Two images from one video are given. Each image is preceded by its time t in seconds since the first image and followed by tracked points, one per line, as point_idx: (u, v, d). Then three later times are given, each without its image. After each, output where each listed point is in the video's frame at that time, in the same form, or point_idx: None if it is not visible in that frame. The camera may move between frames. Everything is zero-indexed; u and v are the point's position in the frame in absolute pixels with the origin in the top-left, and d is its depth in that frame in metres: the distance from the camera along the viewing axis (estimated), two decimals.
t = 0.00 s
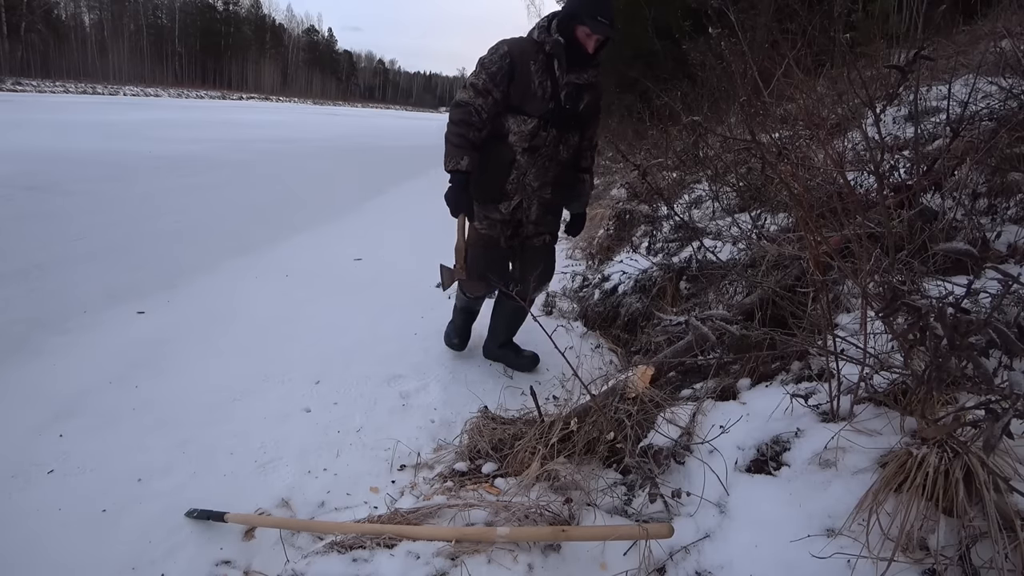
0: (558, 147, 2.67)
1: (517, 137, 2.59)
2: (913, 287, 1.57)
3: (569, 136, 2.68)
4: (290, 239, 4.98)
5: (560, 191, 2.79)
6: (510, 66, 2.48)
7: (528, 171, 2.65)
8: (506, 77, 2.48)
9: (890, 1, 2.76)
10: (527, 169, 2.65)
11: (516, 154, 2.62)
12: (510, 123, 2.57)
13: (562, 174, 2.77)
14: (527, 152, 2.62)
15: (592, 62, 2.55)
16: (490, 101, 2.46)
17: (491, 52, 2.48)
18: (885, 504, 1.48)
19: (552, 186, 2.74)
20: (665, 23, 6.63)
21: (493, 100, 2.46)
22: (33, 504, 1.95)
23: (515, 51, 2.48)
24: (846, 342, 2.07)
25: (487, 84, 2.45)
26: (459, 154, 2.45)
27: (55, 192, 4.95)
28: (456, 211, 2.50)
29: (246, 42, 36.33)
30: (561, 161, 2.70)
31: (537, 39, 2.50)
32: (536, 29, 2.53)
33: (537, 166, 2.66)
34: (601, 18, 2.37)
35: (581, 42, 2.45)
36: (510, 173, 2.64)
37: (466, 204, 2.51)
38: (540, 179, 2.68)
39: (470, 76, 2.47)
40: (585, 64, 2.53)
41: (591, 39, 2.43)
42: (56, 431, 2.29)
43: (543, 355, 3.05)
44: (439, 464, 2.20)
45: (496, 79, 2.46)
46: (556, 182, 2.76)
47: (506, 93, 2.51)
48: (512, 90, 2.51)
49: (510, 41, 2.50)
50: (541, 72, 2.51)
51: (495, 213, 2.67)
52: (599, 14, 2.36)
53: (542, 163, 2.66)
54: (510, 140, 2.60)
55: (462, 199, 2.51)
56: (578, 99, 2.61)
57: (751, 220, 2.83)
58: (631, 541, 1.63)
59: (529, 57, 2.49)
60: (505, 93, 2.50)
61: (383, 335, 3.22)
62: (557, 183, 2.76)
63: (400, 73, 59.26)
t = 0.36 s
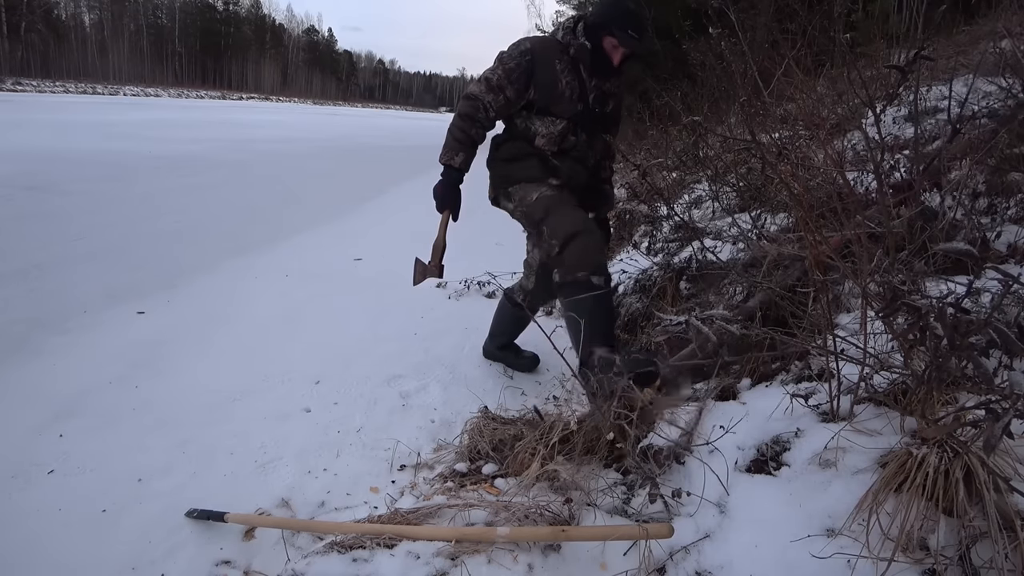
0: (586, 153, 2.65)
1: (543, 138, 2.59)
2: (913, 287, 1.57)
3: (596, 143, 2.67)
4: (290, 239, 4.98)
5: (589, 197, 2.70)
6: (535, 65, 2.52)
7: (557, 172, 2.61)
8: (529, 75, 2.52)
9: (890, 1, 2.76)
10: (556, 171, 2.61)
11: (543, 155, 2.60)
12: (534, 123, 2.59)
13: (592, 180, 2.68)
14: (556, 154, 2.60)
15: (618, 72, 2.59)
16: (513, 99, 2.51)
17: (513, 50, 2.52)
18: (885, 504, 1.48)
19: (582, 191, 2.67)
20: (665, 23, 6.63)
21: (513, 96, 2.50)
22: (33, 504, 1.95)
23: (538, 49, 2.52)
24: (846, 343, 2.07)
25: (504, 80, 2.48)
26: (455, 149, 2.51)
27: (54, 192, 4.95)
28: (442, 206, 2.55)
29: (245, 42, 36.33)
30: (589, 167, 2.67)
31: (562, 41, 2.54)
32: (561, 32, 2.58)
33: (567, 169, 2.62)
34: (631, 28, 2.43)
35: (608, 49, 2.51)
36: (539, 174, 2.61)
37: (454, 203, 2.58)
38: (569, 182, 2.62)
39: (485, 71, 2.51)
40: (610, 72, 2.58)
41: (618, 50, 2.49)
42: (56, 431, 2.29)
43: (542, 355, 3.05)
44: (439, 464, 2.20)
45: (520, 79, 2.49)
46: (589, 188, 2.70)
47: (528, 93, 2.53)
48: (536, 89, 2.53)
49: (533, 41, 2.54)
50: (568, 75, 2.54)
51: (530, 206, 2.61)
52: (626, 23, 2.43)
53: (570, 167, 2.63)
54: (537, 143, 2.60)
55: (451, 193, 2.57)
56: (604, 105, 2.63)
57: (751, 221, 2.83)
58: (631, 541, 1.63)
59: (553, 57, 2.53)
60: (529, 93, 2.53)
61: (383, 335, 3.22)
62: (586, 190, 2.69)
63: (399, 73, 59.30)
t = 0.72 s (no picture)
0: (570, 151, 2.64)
1: (533, 132, 2.56)
2: (913, 287, 1.57)
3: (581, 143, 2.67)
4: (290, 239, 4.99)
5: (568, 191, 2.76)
6: (535, 58, 2.48)
7: (541, 167, 2.60)
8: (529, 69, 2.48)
9: (890, 1, 2.76)
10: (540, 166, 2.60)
11: (531, 149, 2.58)
12: (527, 117, 2.55)
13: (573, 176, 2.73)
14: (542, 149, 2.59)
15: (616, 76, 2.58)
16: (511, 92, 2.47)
17: (516, 42, 2.49)
18: (885, 504, 1.48)
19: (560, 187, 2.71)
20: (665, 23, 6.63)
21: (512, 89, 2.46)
22: (33, 504, 1.95)
23: (541, 43, 2.49)
24: (846, 343, 2.07)
25: (504, 70, 2.45)
26: (461, 129, 2.46)
27: (54, 192, 4.95)
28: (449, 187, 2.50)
29: (245, 42, 36.33)
30: (573, 164, 2.68)
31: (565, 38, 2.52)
32: (568, 31, 2.57)
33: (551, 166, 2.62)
34: (633, 32, 2.41)
35: (609, 50, 2.48)
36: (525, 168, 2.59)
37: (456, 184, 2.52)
38: (550, 177, 2.64)
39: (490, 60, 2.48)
40: (608, 74, 2.55)
41: (618, 52, 2.46)
42: (56, 430, 2.29)
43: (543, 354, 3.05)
44: (439, 464, 2.20)
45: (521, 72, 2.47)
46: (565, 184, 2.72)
47: (526, 85, 2.50)
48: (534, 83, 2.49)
49: (538, 35, 2.52)
50: (566, 72, 2.51)
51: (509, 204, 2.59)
52: (628, 27, 2.39)
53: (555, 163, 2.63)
54: (525, 135, 2.57)
55: (459, 175, 2.53)
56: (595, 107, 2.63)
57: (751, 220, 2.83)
58: (631, 541, 1.63)
59: (554, 53, 2.50)
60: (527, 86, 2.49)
61: (383, 335, 3.22)
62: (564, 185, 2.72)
63: (399, 74, 59.31)
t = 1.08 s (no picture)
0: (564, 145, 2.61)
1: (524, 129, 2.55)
2: (913, 288, 1.57)
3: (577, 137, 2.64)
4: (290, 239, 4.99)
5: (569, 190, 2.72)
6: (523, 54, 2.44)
7: (536, 167, 2.59)
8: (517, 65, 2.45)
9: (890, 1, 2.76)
10: (535, 166, 2.59)
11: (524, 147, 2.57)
12: (519, 116, 2.55)
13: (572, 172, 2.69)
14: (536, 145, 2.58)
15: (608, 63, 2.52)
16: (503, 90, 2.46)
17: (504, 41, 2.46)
18: (885, 504, 1.48)
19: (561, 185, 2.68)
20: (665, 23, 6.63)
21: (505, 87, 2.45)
22: (33, 504, 1.95)
23: (527, 41, 2.45)
24: (846, 343, 2.07)
25: (493, 69, 2.43)
26: (466, 122, 2.42)
27: (55, 192, 4.95)
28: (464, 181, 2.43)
29: (245, 42, 36.33)
30: (569, 160, 2.65)
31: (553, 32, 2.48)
32: (554, 26, 2.52)
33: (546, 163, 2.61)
34: (617, 16, 2.34)
35: (596, 38, 2.41)
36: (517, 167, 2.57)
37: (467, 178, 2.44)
38: (546, 176, 2.62)
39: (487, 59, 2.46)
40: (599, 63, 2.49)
41: (606, 37, 2.38)
42: (56, 430, 2.30)
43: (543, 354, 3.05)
44: (439, 464, 2.20)
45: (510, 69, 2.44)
46: (564, 182, 2.68)
47: (515, 84, 2.48)
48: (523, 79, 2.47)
49: (523, 32, 2.48)
50: (554, 66, 2.47)
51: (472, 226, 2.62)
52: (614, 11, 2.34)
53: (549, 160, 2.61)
54: (517, 133, 2.56)
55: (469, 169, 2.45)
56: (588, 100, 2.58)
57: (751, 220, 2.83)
58: (631, 541, 1.63)
59: (542, 48, 2.46)
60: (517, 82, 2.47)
61: (383, 335, 3.22)
62: (564, 183, 2.68)
63: (399, 74, 59.34)
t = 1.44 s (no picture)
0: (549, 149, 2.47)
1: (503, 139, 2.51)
2: (913, 287, 1.57)
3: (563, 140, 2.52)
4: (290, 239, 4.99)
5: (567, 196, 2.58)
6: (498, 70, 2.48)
7: (520, 179, 2.51)
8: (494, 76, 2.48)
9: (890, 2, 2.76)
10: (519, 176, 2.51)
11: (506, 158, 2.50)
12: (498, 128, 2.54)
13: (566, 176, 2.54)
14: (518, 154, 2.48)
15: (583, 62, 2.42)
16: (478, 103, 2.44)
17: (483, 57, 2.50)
18: (885, 504, 1.48)
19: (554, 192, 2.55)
20: (665, 24, 6.63)
21: (492, 99, 2.47)
22: (33, 504, 1.95)
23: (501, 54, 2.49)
24: (846, 342, 2.07)
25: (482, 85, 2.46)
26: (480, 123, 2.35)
27: (55, 192, 4.95)
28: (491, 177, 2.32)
29: (245, 42, 36.33)
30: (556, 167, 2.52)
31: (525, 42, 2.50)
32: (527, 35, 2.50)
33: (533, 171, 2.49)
34: (581, 14, 2.26)
35: (564, 42, 2.34)
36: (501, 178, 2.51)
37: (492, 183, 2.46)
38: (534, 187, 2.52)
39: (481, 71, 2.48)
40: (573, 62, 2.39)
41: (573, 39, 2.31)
42: (56, 430, 2.29)
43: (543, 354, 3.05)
44: (439, 464, 2.20)
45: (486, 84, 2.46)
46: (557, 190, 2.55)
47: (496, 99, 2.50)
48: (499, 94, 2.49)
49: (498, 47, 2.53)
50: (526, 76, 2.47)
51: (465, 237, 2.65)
52: (577, 10, 2.26)
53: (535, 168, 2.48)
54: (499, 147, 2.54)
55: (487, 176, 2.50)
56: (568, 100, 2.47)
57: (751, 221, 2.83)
58: (631, 541, 1.63)
59: (514, 60, 2.48)
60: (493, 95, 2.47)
61: (383, 335, 3.22)
62: (558, 189, 2.55)
63: (399, 74, 59.36)
